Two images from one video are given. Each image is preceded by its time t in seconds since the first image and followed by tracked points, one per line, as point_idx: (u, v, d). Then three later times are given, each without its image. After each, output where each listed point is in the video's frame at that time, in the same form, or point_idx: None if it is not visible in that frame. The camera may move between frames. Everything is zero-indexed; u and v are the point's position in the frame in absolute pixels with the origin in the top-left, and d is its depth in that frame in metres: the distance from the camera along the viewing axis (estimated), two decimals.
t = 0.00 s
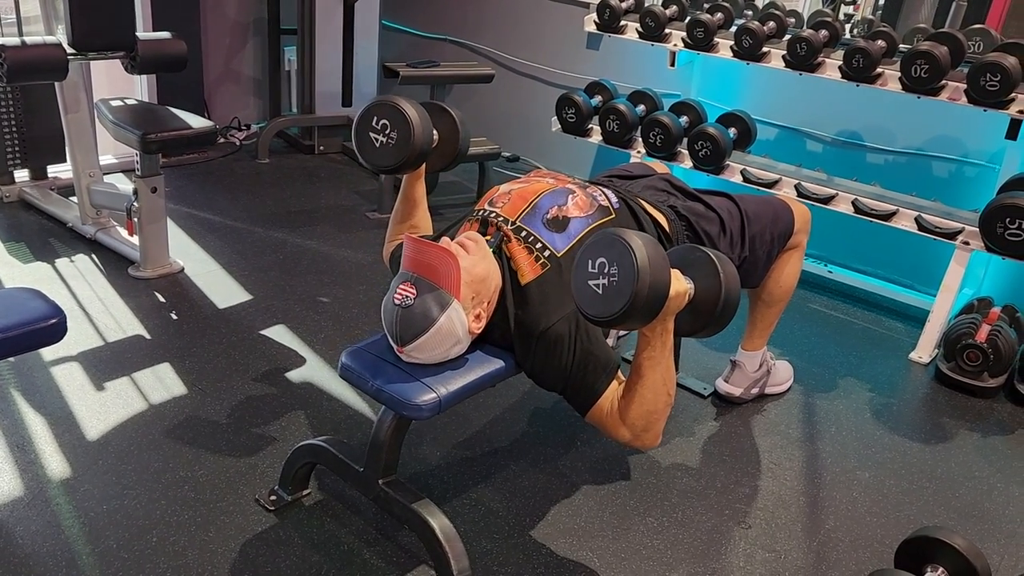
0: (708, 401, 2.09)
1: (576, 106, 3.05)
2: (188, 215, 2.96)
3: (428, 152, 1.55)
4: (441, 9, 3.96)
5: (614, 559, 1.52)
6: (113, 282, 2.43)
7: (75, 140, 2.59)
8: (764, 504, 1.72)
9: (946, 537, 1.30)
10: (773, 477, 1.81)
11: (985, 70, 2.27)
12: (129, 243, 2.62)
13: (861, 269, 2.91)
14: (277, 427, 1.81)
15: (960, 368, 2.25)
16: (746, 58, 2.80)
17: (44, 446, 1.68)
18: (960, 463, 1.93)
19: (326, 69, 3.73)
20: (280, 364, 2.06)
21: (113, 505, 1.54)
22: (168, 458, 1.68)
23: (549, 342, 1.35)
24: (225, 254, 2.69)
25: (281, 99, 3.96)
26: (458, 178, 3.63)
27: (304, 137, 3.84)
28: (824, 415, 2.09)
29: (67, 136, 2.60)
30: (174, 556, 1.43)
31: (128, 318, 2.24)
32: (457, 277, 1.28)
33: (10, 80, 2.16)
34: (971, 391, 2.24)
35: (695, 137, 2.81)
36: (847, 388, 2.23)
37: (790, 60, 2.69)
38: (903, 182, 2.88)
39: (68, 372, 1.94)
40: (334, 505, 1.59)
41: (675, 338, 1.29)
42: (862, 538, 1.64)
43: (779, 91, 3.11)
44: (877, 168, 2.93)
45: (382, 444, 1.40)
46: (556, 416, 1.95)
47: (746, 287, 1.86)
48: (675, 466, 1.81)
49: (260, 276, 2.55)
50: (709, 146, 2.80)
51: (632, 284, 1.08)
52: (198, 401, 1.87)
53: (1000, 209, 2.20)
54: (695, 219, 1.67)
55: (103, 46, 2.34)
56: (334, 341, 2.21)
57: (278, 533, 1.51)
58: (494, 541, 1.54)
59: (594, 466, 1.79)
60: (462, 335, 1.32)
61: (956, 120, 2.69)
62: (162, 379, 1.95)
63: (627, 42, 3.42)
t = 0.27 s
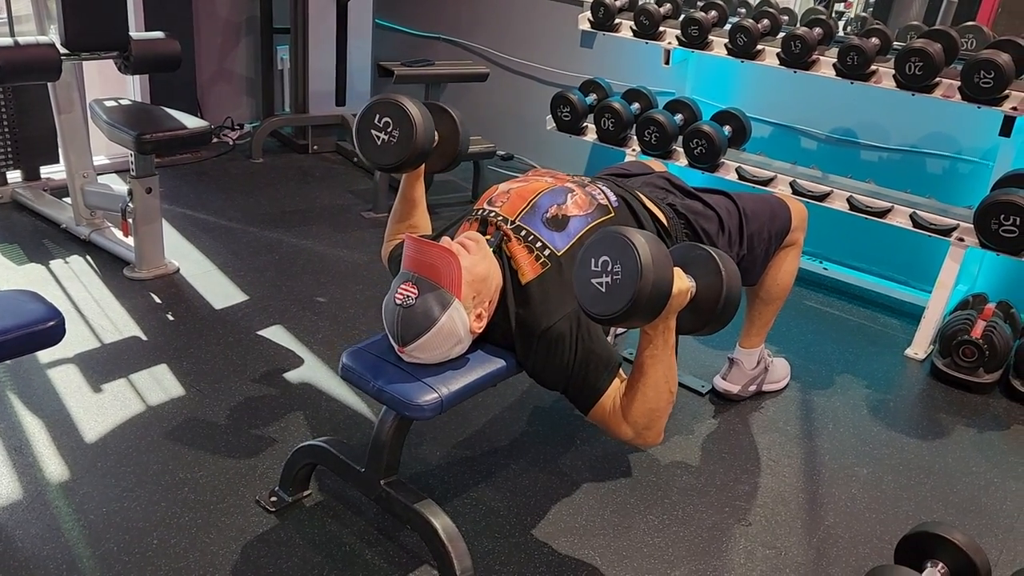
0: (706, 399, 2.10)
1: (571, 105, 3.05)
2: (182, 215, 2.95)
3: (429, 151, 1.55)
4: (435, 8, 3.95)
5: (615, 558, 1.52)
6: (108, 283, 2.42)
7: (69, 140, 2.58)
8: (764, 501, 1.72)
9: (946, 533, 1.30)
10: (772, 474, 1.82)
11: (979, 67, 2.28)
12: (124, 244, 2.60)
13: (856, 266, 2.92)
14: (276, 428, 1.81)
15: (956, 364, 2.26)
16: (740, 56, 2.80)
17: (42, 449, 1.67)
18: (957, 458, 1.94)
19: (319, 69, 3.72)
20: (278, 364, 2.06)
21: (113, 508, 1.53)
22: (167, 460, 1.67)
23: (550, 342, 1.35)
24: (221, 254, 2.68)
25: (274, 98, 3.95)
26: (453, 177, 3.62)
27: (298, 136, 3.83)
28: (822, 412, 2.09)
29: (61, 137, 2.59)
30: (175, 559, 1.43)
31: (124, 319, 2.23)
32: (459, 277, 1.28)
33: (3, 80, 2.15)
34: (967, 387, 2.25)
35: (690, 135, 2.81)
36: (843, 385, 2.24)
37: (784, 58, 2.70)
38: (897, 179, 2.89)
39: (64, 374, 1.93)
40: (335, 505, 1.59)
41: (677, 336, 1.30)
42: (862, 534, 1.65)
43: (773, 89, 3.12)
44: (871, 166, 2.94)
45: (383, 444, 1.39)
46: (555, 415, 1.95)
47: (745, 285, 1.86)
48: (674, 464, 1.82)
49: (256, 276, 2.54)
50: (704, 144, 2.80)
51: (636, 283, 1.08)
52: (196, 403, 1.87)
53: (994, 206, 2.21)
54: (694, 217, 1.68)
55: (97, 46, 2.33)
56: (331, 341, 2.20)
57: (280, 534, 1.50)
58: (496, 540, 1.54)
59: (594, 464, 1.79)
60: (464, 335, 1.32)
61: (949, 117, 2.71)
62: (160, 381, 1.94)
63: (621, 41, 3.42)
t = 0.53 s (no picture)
0: (703, 395, 2.10)
1: (566, 102, 3.05)
2: (177, 215, 2.94)
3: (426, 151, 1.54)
4: (428, 5, 3.94)
5: (616, 554, 1.53)
6: (103, 284, 2.41)
7: (62, 140, 2.56)
8: (763, 497, 1.73)
9: (945, 526, 1.31)
10: (770, 469, 1.82)
11: (973, 62, 2.28)
12: (118, 244, 2.59)
13: (851, 262, 2.93)
14: (274, 427, 1.80)
15: (951, 358, 2.27)
16: (735, 52, 2.80)
17: (40, 451, 1.66)
18: (953, 452, 1.95)
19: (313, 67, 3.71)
20: (276, 364, 2.05)
21: (112, 509, 1.53)
22: (166, 460, 1.67)
23: (552, 340, 1.35)
24: (216, 254, 2.67)
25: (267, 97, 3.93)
26: (447, 175, 3.62)
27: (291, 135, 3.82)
28: (819, 407, 2.10)
29: (54, 137, 2.57)
30: (175, 559, 1.42)
31: (120, 319, 2.22)
32: (459, 276, 1.28)
33: None
34: (963, 381, 2.26)
35: (686, 131, 2.82)
36: (840, 380, 2.25)
37: (779, 54, 2.70)
38: (892, 174, 2.90)
39: (61, 375, 1.92)
40: (335, 505, 1.59)
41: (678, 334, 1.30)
42: (860, 529, 1.66)
43: (768, 85, 3.12)
44: (866, 161, 2.95)
45: (384, 442, 1.39)
46: (554, 412, 1.95)
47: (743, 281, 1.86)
48: (673, 460, 1.82)
49: (252, 276, 2.54)
50: (700, 141, 2.80)
51: (639, 281, 1.08)
52: (193, 403, 1.86)
53: (988, 201, 2.22)
54: (692, 214, 1.68)
55: (90, 45, 2.31)
56: (328, 339, 2.20)
57: (280, 534, 1.50)
58: (496, 538, 1.54)
59: (593, 461, 1.79)
60: (464, 333, 1.32)
61: (943, 112, 2.72)
62: (157, 381, 1.93)
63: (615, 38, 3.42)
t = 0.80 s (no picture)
0: (701, 391, 2.11)
1: (561, 99, 3.04)
2: (172, 214, 2.93)
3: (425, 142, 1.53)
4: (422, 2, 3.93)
5: (616, 551, 1.53)
6: (99, 283, 2.40)
7: (55, 139, 2.55)
8: (762, 492, 1.73)
9: (944, 520, 1.32)
10: (769, 465, 1.83)
11: (967, 58, 2.29)
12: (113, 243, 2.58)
13: (846, 257, 2.94)
14: (273, 426, 1.80)
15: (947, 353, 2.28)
16: (730, 48, 2.81)
17: (38, 451, 1.66)
18: (950, 447, 1.96)
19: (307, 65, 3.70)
20: (273, 363, 2.05)
21: (111, 509, 1.52)
22: (164, 461, 1.66)
23: (552, 336, 1.35)
24: (212, 252, 2.66)
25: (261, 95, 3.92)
26: (442, 172, 3.61)
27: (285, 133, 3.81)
28: (816, 403, 2.11)
29: (47, 136, 2.56)
30: (175, 560, 1.42)
31: (116, 319, 2.21)
32: (457, 273, 1.28)
33: None
34: (959, 375, 2.27)
35: (681, 128, 2.82)
36: (837, 375, 2.26)
37: (774, 50, 2.70)
38: (886, 170, 2.91)
39: (58, 375, 1.92)
40: (334, 504, 1.58)
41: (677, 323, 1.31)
42: (859, 524, 1.66)
43: (762, 81, 3.12)
44: (860, 157, 2.95)
45: (384, 441, 1.39)
46: (552, 409, 1.95)
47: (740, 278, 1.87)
48: (672, 457, 1.83)
49: (248, 274, 2.53)
50: (695, 137, 2.81)
51: (640, 269, 1.08)
52: (191, 402, 1.86)
53: (983, 196, 2.23)
54: (689, 210, 1.68)
55: (83, 44, 2.30)
56: (326, 338, 2.20)
57: (280, 533, 1.50)
58: (497, 536, 1.54)
59: (593, 458, 1.79)
60: (463, 331, 1.32)
61: (937, 107, 2.72)
62: (154, 381, 1.93)
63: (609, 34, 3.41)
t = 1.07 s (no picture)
0: (699, 388, 2.11)
1: (557, 97, 3.04)
2: (167, 213, 2.92)
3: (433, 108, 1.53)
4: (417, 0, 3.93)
5: (615, 549, 1.53)
6: (95, 283, 2.39)
7: (50, 139, 2.54)
8: (760, 489, 1.74)
9: (943, 515, 1.32)
10: (767, 462, 1.83)
11: (963, 54, 2.29)
12: (109, 243, 2.57)
13: (842, 254, 2.95)
14: (271, 426, 1.80)
15: (944, 349, 2.29)
16: (726, 45, 2.81)
17: (35, 452, 1.65)
18: (947, 443, 1.97)
19: (302, 63, 3.69)
20: (271, 362, 2.04)
21: (109, 510, 1.52)
22: (162, 460, 1.66)
23: (555, 326, 1.35)
24: (208, 252, 2.65)
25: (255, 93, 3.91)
26: (439, 171, 3.61)
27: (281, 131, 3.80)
28: (814, 399, 2.11)
29: (41, 136, 2.55)
30: (174, 560, 1.41)
31: (112, 319, 2.20)
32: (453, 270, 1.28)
33: None
34: (955, 371, 2.28)
35: (677, 125, 2.82)
36: (834, 372, 2.26)
37: (770, 47, 2.70)
38: (882, 167, 2.91)
39: (55, 375, 1.91)
40: (334, 503, 1.58)
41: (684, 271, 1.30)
42: (857, 520, 1.67)
43: (758, 78, 3.12)
44: (856, 154, 2.96)
45: (384, 440, 1.39)
46: (550, 408, 1.95)
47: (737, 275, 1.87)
48: (671, 454, 1.83)
49: (244, 274, 2.52)
50: (692, 134, 2.81)
51: (637, 210, 1.08)
52: (188, 402, 1.85)
53: (979, 192, 2.24)
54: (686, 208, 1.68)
55: (77, 43, 2.29)
56: (323, 337, 2.19)
57: (279, 533, 1.50)
58: (497, 534, 1.54)
59: (592, 456, 1.79)
60: (459, 328, 1.31)
61: (933, 104, 2.73)
62: (151, 381, 1.92)
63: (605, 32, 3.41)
